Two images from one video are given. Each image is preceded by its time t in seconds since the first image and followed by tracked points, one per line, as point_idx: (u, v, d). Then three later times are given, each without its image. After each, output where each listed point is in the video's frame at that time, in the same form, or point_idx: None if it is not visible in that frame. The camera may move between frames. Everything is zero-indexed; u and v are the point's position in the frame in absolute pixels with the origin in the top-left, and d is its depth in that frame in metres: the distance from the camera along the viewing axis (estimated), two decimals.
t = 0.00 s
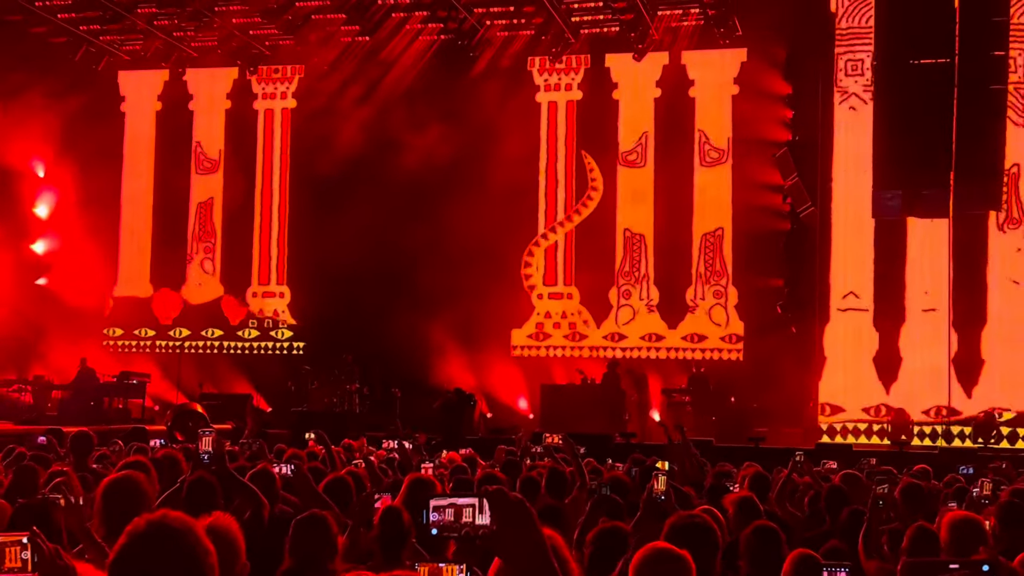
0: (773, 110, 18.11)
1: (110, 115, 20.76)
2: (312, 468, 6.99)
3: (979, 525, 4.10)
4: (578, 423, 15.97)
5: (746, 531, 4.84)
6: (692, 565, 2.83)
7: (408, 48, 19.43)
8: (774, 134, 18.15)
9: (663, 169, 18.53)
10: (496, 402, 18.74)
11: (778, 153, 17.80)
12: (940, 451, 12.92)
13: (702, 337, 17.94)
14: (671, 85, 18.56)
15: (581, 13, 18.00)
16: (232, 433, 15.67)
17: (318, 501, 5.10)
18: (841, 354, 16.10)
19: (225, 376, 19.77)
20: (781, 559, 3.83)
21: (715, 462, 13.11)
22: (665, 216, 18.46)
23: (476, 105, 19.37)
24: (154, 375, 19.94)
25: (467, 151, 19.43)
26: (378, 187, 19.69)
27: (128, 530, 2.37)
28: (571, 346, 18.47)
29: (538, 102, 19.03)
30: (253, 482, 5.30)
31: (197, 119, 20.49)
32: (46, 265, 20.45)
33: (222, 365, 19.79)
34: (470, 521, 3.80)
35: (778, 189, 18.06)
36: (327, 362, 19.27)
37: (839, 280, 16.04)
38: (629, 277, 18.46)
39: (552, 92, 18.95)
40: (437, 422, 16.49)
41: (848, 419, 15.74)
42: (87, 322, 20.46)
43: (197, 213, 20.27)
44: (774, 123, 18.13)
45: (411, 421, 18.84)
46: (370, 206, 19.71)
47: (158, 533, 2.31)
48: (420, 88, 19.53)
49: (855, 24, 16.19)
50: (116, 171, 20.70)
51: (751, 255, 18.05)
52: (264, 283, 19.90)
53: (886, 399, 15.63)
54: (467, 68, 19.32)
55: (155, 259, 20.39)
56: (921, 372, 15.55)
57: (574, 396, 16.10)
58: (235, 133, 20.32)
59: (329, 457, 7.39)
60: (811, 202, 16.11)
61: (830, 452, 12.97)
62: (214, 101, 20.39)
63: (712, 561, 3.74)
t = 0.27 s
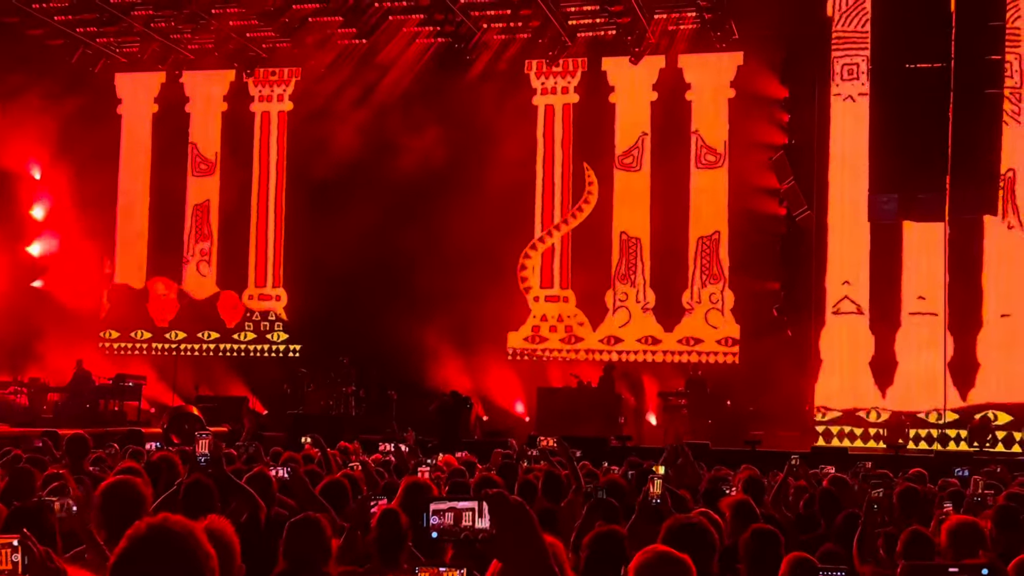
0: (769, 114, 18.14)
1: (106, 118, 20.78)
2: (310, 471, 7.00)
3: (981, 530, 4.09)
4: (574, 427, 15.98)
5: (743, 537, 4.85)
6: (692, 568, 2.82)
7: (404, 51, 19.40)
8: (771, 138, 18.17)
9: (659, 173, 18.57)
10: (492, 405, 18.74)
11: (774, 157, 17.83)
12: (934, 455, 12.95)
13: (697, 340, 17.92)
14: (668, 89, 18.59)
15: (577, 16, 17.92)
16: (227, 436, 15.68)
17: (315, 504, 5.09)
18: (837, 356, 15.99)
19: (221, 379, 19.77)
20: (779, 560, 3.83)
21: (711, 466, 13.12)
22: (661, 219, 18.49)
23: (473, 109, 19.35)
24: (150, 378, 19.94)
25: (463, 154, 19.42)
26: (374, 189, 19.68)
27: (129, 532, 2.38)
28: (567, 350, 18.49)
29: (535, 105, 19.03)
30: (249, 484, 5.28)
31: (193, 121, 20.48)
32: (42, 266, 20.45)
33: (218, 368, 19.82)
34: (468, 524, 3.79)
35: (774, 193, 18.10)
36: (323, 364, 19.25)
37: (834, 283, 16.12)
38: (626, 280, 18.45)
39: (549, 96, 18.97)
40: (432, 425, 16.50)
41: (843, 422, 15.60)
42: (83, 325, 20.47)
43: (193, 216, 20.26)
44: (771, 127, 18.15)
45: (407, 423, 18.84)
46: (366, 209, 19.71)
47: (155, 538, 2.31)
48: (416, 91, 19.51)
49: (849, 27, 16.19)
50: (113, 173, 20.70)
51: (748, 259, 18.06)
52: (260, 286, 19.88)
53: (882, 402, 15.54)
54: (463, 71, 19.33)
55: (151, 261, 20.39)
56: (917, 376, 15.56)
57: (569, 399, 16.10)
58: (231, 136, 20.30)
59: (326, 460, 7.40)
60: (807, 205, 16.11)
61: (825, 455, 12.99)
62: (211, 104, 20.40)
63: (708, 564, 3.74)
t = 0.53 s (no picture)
0: (766, 119, 18.18)
1: (104, 121, 20.77)
2: (307, 475, 6.99)
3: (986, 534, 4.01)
4: (572, 431, 15.97)
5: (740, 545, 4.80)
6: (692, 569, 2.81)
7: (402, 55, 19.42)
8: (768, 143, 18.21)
9: (656, 177, 18.59)
10: (489, 409, 18.74)
11: (771, 162, 17.87)
12: (930, 460, 12.95)
13: (694, 345, 17.87)
14: (665, 94, 18.62)
15: (574, 20, 17.97)
16: (224, 439, 15.68)
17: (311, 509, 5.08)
18: (834, 364, 15.67)
19: (218, 382, 19.76)
20: (781, 560, 3.86)
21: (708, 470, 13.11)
22: (658, 223, 18.51)
23: (471, 113, 19.36)
24: (147, 381, 19.91)
25: (460, 158, 19.44)
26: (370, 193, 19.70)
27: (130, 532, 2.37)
28: (563, 354, 18.40)
29: (533, 109, 19.02)
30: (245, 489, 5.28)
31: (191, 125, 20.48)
32: (39, 270, 20.43)
33: (214, 371, 19.79)
34: (468, 526, 3.98)
35: (771, 198, 18.13)
36: (320, 368, 19.25)
37: (829, 285, 15.81)
38: (623, 284, 18.46)
39: (546, 100, 18.92)
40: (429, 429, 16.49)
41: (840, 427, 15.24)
42: (80, 328, 20.45)
43: (191, 219, 20.27)
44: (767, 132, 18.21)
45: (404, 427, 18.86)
46: (362, 214, 19.72)
47: (155, 541, 2.29)
48: (412, 95, 19.52)
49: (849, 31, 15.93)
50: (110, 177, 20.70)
51: (745, 264, 18.08)
52: (257, 290, 19.86)
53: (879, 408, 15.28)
54: (460, 76, 19.35)
55: (148, 265, 20.38)
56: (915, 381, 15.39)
57: (567, 403, 16.10)
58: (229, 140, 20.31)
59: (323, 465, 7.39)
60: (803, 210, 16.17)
61: (822, 460, 12.99)
62: (208, 108, 20.42)
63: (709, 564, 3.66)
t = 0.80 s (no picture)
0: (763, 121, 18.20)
1: (101, 123, 20.75)
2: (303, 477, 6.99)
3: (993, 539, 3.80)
4: (568, 433, 15.97)
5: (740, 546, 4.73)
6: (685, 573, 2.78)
7: (400, 57, 19.44)
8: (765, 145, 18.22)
9: (654, 179, 18.59)
10: (486, 411, 18.75)
11: (768, 164, 17.89)
12: (927, 463, 12.94)
13: (691, 347, 17.95)
14: (663, 96, 18.63)
15: (572, 23, 18.00)
16: (221, 441, 15.68)
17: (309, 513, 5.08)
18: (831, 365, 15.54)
19: (215, 384, 19.74)
20: (781, 561, 3.85)
21: (704, 472, 13.12)
22: (655, 225, 18.52)
23: (469, 115, 19.34)
24: (143, 383, 19.90)
25: (458, 162, 19.38)
26: (369, 195, 19.65)
27: (116, 533, 2.33)
28: (561, 356, 18.46)
29: (530, 111, 19.06)
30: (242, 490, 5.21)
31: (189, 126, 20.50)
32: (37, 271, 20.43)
33: (210, 373, 19.76)
34: (463, 534, 4.05)
35: (768, 201, 18.14)
36: (317, 369, 19.21)
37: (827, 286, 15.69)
38: (620, 286, 18.50)
39: (544, 102, 18.98)
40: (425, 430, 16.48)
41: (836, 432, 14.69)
42: (77, 330, 20.44)
43: (188, 221, 20.29)
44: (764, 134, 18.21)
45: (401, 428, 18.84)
46: (360, 216, 19.66)
47: (140, 544, 2.26)
48: (409, 96, 19.51)
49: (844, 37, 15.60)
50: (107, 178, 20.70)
51: (743, 266, 18.07)
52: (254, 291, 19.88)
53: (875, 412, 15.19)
54: (458, 78, 19.36)
55: (145, 267, 20.40)
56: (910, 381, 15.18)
57: (563, 405, 16.08)
58: (226, 141, 20.32)
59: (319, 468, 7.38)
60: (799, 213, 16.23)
61: (818, 463, 12.99)
62: (205, 110, 20.46)
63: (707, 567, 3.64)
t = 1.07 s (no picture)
0: (761, 122, 18.20)
1: (99, 123, 20.70)
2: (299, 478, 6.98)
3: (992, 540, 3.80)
4: (566, 434, 15.93)
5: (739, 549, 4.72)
6: None
7: (398, 57, 19.42)
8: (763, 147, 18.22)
9: (652, 180, 18.58)
10: (484, 412, 18.75)
11: (766, 165, 17.89)
12: (925, 464, 12.94)
13: (689, 348, 17.91)
14: (661, 97, 18.63)
15: (570, 24, 18.01)
16: (220, 442, 15.68)
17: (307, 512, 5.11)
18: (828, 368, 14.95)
19: (213, 385, 19.73)
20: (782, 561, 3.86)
21: (703, 474, 13.10)
22: (653, 226, 18.50)
23: (467, 117, 19.34)
24: (141, 384, 19.88)
25: (457, 164, 19.38)
26: (368, 198, 19.64)
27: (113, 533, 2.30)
28: (559, 357, 18.47)
29: (528, 112, 19.05)
30: (240, 490, 5.15)
31: (186, 127, 20.48)
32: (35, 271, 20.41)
33: (208, 374, 19.80)
34: (461, 533, 3.98)
35: (766, 202, 18.14)
36: (316, 369, 19.18)
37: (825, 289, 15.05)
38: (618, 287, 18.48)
39: (543, 103, 18.97)
40: (423, 431, 16.48)
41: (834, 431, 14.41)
42: (74, 331, 20.39)
43: (186, 221, 20.28)
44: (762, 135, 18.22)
45: (399, 428, 18.85)
46: (361, 220, 19.65)
47: (136, 542, 2.21)
48: (408, 98, 19.50)
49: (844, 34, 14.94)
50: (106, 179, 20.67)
51: (741, 268, 18.07)
52: (252, 291, 19.85)
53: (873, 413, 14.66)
54: (455, 78, 19.36)
55: (143, 267, 20.36)
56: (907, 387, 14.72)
57: (561, 405, 16.05)
58: (224, 142, 20.30)
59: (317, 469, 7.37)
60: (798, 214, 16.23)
61: (816, 464, 12.98)
62: (204, 110, 20.41)
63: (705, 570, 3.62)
